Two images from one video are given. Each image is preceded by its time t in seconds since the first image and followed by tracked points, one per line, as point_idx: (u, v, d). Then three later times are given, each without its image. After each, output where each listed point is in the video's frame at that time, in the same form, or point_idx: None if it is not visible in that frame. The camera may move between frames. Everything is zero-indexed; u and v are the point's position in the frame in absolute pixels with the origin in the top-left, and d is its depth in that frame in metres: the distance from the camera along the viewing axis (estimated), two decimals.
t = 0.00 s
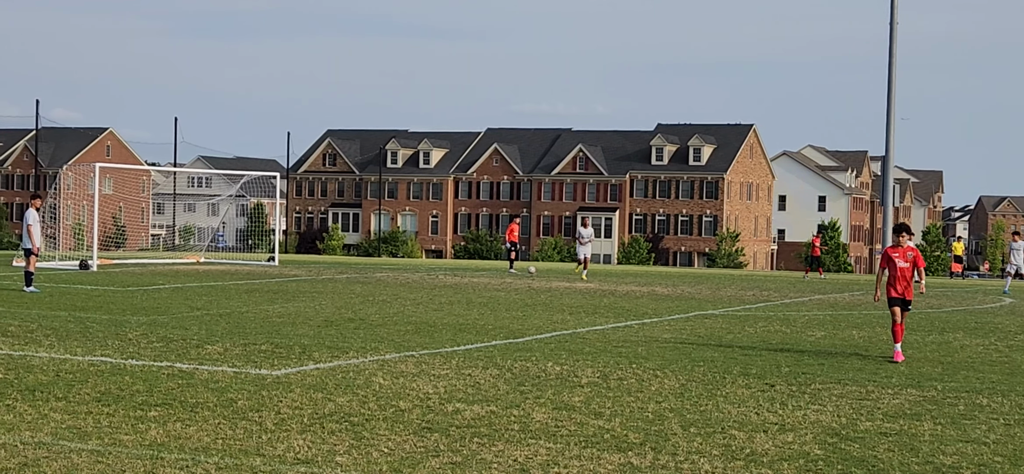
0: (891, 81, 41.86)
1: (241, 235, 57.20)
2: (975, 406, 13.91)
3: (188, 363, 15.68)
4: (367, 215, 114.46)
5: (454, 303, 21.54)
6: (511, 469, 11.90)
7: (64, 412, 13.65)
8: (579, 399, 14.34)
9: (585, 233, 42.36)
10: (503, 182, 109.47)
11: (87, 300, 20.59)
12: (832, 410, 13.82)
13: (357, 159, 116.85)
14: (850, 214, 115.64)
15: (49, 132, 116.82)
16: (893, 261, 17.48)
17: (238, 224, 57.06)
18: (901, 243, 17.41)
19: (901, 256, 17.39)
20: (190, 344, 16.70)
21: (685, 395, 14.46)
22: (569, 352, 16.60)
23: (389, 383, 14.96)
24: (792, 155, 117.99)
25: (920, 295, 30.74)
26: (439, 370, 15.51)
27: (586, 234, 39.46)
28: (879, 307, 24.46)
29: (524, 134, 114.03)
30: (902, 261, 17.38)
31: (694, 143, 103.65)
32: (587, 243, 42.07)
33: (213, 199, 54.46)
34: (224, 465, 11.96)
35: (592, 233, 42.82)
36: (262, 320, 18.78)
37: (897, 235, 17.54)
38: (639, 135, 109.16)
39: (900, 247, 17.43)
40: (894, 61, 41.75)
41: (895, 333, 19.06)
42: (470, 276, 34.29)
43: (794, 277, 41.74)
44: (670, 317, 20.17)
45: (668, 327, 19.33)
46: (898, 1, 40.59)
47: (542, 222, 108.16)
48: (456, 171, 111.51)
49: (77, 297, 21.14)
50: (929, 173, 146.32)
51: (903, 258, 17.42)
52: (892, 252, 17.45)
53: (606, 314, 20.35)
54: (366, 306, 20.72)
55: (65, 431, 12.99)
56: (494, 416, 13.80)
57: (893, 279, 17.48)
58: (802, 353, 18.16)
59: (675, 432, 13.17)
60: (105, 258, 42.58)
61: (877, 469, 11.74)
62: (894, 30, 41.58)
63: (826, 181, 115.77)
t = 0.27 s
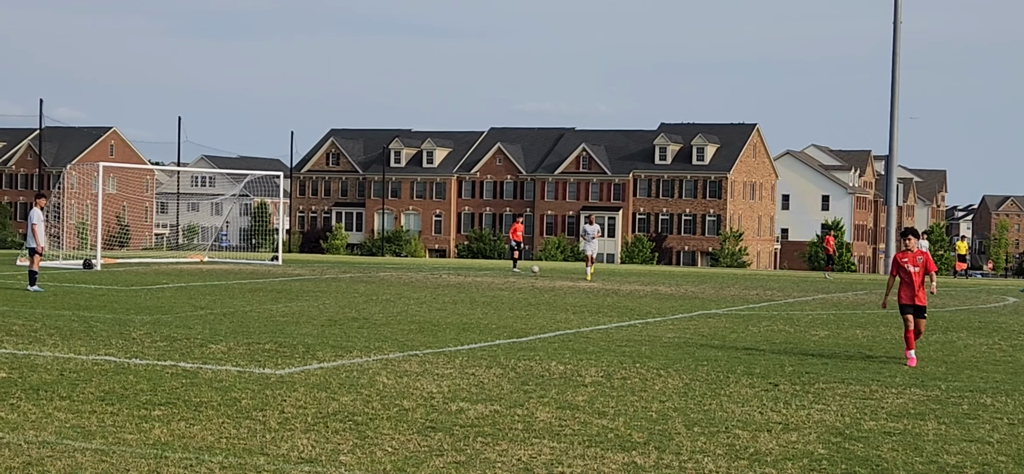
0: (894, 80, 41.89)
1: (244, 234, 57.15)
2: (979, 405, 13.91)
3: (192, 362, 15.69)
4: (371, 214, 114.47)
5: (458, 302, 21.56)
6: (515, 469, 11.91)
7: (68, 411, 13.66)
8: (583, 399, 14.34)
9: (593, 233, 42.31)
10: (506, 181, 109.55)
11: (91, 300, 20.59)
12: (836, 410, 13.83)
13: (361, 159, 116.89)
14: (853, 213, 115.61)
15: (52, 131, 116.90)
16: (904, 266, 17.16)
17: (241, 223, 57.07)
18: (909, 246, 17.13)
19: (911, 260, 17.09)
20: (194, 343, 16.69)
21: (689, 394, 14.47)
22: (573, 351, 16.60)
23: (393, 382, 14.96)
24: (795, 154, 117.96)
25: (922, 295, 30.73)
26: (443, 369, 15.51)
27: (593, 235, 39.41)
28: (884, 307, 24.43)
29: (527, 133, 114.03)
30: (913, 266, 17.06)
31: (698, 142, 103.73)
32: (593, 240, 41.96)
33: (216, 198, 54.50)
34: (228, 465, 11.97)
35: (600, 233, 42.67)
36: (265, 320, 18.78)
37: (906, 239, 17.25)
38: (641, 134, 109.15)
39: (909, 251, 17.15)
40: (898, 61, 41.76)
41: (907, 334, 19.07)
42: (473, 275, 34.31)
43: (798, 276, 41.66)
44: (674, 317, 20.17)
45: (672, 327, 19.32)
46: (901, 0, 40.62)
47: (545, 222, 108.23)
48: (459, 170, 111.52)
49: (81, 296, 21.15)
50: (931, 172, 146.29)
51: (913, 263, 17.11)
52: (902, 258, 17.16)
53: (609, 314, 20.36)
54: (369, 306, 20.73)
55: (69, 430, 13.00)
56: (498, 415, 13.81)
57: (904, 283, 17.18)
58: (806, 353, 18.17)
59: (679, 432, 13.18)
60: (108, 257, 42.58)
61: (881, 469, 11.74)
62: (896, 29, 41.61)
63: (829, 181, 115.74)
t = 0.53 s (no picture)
0: (897, 78, 41.93)
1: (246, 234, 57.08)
2: (982, 404, 13.90)
3: (195, 361, 15.69)
4: (373, 214, 114.43)
5: (460, 302, 21.55)
6: (519, 468, 11.91)
7: (71, 410, 13.67)
8: (585, 398, 14.34)
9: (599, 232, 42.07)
10: (509, 180, 109.54)
11: (93, 299, 20.57)
12: (839, 409, 13.83)
13: (363, 158, 116.92)
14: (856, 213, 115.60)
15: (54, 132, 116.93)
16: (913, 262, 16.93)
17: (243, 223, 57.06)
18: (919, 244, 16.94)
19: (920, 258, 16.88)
20: (196, 343, 16.70)
21: (692, 393, 14.47)
22: (576, 350, 16.59)
23: (395, 382, 14.96)
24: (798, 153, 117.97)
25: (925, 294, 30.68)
26: (446, 369, 15.50)
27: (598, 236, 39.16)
28: (887, 306, 24.40)
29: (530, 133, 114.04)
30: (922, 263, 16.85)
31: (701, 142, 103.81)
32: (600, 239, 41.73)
33: (219, 198, 54.53)
34: (231, 463, 11.98)
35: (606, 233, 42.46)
36: (267, 319, 18.77)
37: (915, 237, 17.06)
38: (645, 134, 109.15)
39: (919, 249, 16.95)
40: (900, 61, 41.75)
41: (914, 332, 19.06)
42: (476, 273, 34.34)
43: (800, 275, 41.58)
44: (676, 316, 20.17)
45: (675, 325, 19.31)
46: None
47: (548, 221, 108.19)
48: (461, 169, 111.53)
49: (83, 296, 21.14)
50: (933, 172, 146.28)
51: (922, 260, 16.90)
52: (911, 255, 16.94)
53: (612, 313, 20.35)
54: (372, 305, 20.73)
55: (71, 430, 13.01)
56: (501, 415, 13.80)
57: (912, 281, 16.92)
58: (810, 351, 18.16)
59: (682, 430, 13.18)
60: (112, 257, 42.60)
61: (884, 468, 11.73)
62: (899, 27, 41.64)
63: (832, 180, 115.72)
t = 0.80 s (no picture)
0: (898, 76, 41.92)
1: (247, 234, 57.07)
2: (983, 403, 13.90)
3: (196, 361, 15.70)
4: (374, 214, 114.41)
5: (462, 301, 21.56)
6: (520, 468, 11.92)
7: (73, 410, 13.68)
8: (587, 397, 14.34)
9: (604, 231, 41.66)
10: (510, 180, 109.55)
11: (95, 299, 20.59)
12: (840, 408, 13.83)
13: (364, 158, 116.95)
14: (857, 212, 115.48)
15: (54, 132, 117.00)
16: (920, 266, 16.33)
17: (243, 223, 57.21)
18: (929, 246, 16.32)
19: (929, 261, 16.25)
20: (198, 343, 16.69)
21: (693, 393, 14.47)
22: (577, 350, 16.59)
23: (397, 381, 14.96)
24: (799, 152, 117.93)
25: (927, 292, 30.65)
26: (446, 368, 15.50)
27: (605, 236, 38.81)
28: (889, 305, 24.40)
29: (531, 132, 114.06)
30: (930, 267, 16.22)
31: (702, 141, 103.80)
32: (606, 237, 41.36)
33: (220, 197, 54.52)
34: (233, 464, 11.97)
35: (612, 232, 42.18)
36: (269, 319, 18.78)
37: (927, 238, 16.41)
38: (647, 134, 109.11)
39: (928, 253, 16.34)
40: (901, 59, 41.75)
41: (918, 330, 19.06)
42: (477, 273, 34.37)
43: (802, 274, 41.56)
44: (678, 315, 20.18)
45: (676, 324, 19.33)
46: None
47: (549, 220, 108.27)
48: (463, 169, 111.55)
49: (85, 296, 21.14)
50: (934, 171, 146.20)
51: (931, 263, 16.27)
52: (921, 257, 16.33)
53: (613, 313, 20.35)
54: (374, 304, 20.74)
55: (73, 430, 13.02)
56: (502, 414, 13.81)
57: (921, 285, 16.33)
58: (811, 351, 18.15)
59: (683, 430, 13.20)
60: (113, 258, 42.58)
61: (885, 467, 11.74)
62: (901, 25, 41.61)
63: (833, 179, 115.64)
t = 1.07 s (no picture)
0: (897, 76, 41.89)
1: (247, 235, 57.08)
2: (982, 403, 13.89)
3: (196, 363, 15.70)
4: (374, 214, 114.43)
5: (462, 302, 21.56)
6: (520, 469, 11.92)
7: (73, 412, 13.69)
8: (587, 398, 14.33)
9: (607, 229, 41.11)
10: (510, 180, 109.53)
11: (95, 301, 20.60)
12: (839, 408, 13.82)
13: (364, 159, 116.97)
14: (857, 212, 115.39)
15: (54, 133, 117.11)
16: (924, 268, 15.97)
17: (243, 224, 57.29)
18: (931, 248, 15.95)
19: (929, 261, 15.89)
20: (197, 344, 16.70)
21: (693, 393, 14.46)
22: (577, 350, 16.58)
23: (397, 382, 14.95)
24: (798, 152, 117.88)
25: (926, 292, 30.64)
26: (446, 369, 15.50)
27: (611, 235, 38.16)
28: (887, 304, 24.38)
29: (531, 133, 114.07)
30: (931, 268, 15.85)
31: (701, 141, 103.75)
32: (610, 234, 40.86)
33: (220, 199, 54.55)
34: (232, 464, 11.99)
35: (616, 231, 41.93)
36: (269, 320, 18.79)
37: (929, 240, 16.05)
38: (647, 134, 109.10)
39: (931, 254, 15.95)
40: (900, 59, 41.75)
41: (916, 330, 19.04)
42: (476, 274, 34.36)
43: (800, 275, 41.56)
44: (678, 315, 20.18)
45: (676, 324, 19.32)
46: None
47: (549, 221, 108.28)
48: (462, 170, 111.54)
49: (84, 298, 21.16)
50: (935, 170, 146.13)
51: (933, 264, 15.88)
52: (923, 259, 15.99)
53: (613, 313, 20.34)
54: (373, 306, 20.74)
55: (73, 431, 13.03)
56: (501, 414, 13.81)
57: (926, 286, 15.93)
58: (811, 351, 18.13)
59: (682, 430, 13.20)
60: (112, 259, 42.61)
61: (885, 467, 11.73)
62: (900, 25, 41.58)
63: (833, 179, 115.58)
